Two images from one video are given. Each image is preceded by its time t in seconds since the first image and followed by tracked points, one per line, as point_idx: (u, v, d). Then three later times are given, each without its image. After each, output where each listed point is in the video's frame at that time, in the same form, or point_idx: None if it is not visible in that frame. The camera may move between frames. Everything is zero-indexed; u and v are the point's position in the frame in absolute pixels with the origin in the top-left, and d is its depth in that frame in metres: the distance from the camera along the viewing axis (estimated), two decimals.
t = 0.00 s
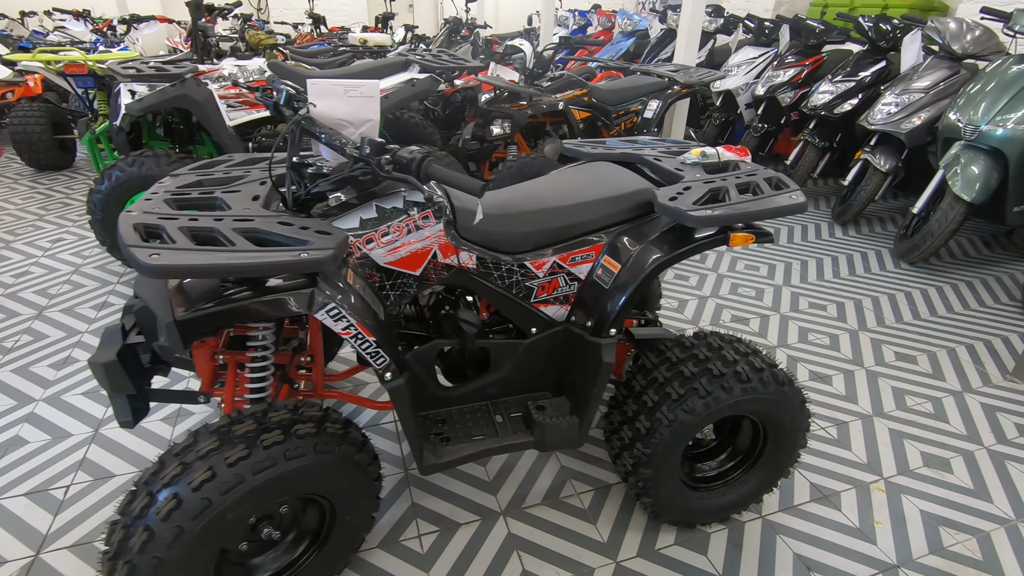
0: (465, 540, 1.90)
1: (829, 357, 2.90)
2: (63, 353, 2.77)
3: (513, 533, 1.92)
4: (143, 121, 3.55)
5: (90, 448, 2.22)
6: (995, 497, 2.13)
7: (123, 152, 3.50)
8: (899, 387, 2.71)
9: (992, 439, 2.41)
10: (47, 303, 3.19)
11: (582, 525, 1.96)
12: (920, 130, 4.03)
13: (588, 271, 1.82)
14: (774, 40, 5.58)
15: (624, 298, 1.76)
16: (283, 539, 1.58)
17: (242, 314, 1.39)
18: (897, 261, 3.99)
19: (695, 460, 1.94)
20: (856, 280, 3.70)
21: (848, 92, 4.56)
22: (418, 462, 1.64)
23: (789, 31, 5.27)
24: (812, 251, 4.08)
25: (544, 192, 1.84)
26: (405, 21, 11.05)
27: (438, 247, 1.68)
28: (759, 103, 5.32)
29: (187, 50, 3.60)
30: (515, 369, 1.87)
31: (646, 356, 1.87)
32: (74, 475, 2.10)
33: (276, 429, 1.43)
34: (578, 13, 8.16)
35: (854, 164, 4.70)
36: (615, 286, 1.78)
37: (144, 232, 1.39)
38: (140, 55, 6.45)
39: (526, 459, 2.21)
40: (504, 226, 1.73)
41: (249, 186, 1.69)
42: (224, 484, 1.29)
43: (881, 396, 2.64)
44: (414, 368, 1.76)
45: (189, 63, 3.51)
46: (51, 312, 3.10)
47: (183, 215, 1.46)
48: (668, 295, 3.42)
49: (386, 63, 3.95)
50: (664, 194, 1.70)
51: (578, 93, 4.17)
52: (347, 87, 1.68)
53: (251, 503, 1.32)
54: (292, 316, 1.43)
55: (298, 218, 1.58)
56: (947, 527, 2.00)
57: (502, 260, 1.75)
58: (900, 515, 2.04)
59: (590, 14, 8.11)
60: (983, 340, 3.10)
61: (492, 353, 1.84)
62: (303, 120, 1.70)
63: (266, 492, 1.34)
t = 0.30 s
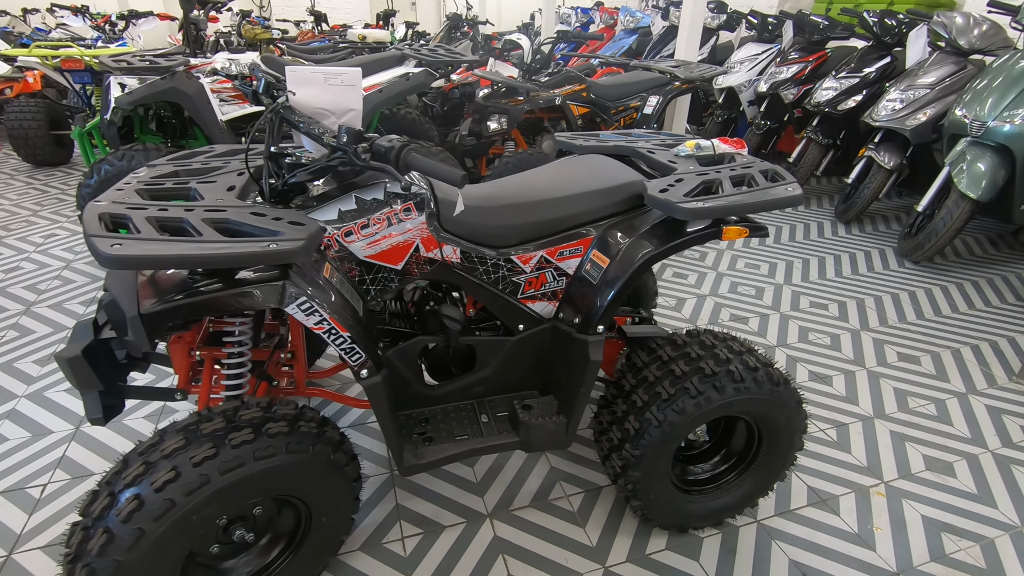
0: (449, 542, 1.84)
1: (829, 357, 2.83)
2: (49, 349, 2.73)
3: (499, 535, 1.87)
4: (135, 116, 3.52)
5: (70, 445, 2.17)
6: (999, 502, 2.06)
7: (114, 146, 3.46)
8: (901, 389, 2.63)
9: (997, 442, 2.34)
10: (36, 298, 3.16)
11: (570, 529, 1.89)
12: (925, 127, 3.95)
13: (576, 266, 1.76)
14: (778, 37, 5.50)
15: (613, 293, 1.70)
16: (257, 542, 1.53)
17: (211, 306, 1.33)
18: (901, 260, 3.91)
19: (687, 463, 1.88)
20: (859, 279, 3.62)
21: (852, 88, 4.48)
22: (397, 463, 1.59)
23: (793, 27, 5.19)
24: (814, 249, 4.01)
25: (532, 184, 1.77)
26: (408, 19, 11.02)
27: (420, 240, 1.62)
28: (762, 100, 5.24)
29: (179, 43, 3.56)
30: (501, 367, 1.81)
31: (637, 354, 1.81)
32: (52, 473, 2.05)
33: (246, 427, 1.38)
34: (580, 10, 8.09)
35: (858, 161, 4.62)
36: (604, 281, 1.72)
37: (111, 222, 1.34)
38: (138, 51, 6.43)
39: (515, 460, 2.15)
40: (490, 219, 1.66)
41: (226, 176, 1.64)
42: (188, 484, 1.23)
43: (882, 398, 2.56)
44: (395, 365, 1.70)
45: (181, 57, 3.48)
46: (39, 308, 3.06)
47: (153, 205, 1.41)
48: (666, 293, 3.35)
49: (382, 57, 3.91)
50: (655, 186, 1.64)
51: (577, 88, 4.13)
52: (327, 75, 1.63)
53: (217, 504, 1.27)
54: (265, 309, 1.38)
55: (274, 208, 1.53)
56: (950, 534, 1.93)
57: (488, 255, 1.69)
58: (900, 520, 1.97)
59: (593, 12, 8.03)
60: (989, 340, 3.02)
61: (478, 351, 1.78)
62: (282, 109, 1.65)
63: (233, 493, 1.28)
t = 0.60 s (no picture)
0: (434, 547, 1.77)
1: (833, 358, 2.75)
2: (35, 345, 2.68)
3: (486, 541, 1.80)
4: (128, 109, 3.49)
5: (50, 443, 2.12)
6: (1010, 510, 1.97)
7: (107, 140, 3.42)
8: (908, 391, 2.54)
9: (1007, 448, 2.25)
10: (25, 293, 3.11)
11: (560, 535, 1.82)
12: (934, 124, 3.85)
13: (566, 261, 1.69)
14: (784, 32, 5.40)
15: (604, 288, 1.63)
16: (230, 547, 1.47)
17: (178, 300, 1.27)
18: (908, 260, 3.82)
19: (683, 467, 1.80)
20: (864, 279, 3.53)
21: (860, 84, 4.39)
22: (377, 464, 1.52)
23: (799, 22, 5.09)
24: (819, 248, 3.92)
25: (522, 176, 1.70)
26: (412, 16, 10.97)
27: (403, 233, 1.56)
28: (768, 97, 5.14)
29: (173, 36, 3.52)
30: (489, 366, 1.74)
31: (630, 353, 1.73)
32: (30, 472, 2.00)
33: (216, 427, 1.32)
34: (584, 6, 7.99)
35: (864, 158, 4.53)
36: (595, 276, 1.65)
37: (74, 211, 1.28)
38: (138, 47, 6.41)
39: (505, 462, 2.08)
40: (476, 211, 1.60)
41: (202, 165, 1.58)
42: (150, 487, 1.18)
43: (888, 401, 2.48)
44: (377, 363, 1.64)
45: (174, 50, 3.43)
46: (28, 303, 3.02)
47: (121, 195, 1.35)
48: (666, 292, 3.27)
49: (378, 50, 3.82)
50: (648, 177, 1.57)
51: (578, 82, 3.97)
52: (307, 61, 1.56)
53: (180, 508, 1.21)
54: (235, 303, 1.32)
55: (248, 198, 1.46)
56: (957, 543, 1.85)
57: (473, 248, 1.62)
58: (905, 528, 1.89)
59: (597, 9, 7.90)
60: (999, 342, 2.93)
61: (464, 349, 1.71)
62: (261, 96, 1.59)
63: (198, 496, 1.22)
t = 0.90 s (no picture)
0: (421, 557, 1.71)
1: (843, 365, 2.65)
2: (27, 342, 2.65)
3: (476, 551, 1.73)
4: (128, 105, 3.47)
5: (36, 443, 2.07)
6: None
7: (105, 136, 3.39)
8: (921, 400, 2.45)
9: None
10: (21, 290, 3.08)
11: (553, 546, 1.75)
12: (950, 124, 3.73)
13: (561, 262, 1.62)
14: (796, 30, 5.29)
15: (600, 289, 1.55)
16: (205, 557, 1.41)
17: (148, 298, 1.20)
18: (922, 263, 3.71)
19: (682, 477, 1.72)
20: (876, 282, 3.43)
21: (873, 82, 4.28)
22: (360, 472, 1.46)
23: (811, 20, 4.97)
24: (830, 250, 3.81)
25: (515, 172, 1.63)
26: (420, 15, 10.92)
27: (390, 231, 1.49)
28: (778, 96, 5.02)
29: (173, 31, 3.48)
30: (480, 370, 1.67)
31: (628, 358, 1.66)
32: (13, 472, 1.95)
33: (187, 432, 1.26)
34: (593, 4, 7.90)
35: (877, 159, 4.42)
36: (590, 277, 1.57)
37: (42, 205, 1.23)
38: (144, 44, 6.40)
39: (499, 469, 2.01)
40: (466, 208, 1.53)
41: (182, 159, 1.52)
42: (113, 496, 1.12)
43: (900, 410, 2.38)
44: (363, 366, 1.57)
45: (174, 45, 3.39)
46: (23, 300, 2.99)
47: (93, 188, 1.29)
48: (670, 294, 3.19)
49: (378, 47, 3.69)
50: (647, 174, 1.49)
51: (583, 80, 3.91)
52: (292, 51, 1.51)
53: (146, 518, 1.15)
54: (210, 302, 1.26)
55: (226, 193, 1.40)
56: (972, 562, 1.75)
57: (463, 246, 1.55)
58: (917, 545, 1.80)
59: (606, 7, 7.82)
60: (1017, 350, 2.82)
61: (454, 352, 1.65)
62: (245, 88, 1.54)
63: (165, 505, 1.16)
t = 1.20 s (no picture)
0: (413, 570, 1.65)
1: (854, 373, 2.57)
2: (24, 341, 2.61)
3: (469, 565, 1.67)
4: (130, 105, 3.47)
5: (26, 446, 2.01)
6: None
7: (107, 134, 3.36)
8: (936, 411, 2.36)
9: None
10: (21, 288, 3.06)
11: (549, 561, 1.69)
12: (968, 126, 3.62)
13: (559, 266, 1.56)
14: (809, 29, 5.19)
15: (600, 294, 1.49)
16: (186, 570, 1.36)
17: (124, 302, 1.15)
18: (937, 268, 3.61)
19: (684, 491, 1.65)
20: (889, 288, 3.33)
21: (888, 83, 4.18)
22: (347, 483, 1.41)
23: (824, 19, 4.86)
24: (842, 254, 3.72)
25: (513, 173, 1.57)
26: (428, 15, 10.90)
27: (381, 233, 1.44)
28: (790, 97, 4.92)
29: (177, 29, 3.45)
30: (475, 378, 1.61)
31: (629, 367, 1.59)
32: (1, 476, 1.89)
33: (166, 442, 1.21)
34: (603, 4, 7.82)
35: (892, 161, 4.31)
36: (589, 283, 1.51)
37: (18, 205, 1.18)
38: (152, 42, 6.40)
39: (495, 478, 1.95)
40: (460, 209, 1.47)
41: (169, 157, 1.47)
42: (84, 509, 1.08)
43: (913, 422, 2.30)
44: (353, 373, 1.52)
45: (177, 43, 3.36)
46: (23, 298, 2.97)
47: (73, 187, 1.25)
48: (676, 299, 3.12)
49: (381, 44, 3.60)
50: (649, 176, 1.42)
51: (590, 80, 3.81)
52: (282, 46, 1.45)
53: (119, 532, 1.10)
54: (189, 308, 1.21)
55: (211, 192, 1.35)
56: None
57: (457, 249, 1.49)
58: (931, 565, 1.72)
59: (616, 7, 7.72)
60: None
61: (448, 359, 1.59)
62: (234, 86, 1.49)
63: (141, 518, 1.12)
